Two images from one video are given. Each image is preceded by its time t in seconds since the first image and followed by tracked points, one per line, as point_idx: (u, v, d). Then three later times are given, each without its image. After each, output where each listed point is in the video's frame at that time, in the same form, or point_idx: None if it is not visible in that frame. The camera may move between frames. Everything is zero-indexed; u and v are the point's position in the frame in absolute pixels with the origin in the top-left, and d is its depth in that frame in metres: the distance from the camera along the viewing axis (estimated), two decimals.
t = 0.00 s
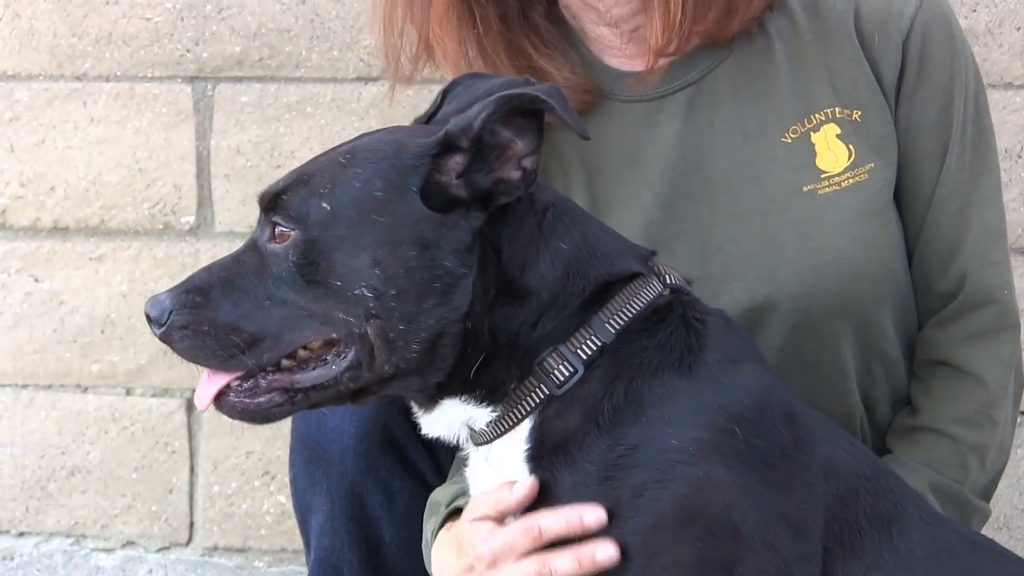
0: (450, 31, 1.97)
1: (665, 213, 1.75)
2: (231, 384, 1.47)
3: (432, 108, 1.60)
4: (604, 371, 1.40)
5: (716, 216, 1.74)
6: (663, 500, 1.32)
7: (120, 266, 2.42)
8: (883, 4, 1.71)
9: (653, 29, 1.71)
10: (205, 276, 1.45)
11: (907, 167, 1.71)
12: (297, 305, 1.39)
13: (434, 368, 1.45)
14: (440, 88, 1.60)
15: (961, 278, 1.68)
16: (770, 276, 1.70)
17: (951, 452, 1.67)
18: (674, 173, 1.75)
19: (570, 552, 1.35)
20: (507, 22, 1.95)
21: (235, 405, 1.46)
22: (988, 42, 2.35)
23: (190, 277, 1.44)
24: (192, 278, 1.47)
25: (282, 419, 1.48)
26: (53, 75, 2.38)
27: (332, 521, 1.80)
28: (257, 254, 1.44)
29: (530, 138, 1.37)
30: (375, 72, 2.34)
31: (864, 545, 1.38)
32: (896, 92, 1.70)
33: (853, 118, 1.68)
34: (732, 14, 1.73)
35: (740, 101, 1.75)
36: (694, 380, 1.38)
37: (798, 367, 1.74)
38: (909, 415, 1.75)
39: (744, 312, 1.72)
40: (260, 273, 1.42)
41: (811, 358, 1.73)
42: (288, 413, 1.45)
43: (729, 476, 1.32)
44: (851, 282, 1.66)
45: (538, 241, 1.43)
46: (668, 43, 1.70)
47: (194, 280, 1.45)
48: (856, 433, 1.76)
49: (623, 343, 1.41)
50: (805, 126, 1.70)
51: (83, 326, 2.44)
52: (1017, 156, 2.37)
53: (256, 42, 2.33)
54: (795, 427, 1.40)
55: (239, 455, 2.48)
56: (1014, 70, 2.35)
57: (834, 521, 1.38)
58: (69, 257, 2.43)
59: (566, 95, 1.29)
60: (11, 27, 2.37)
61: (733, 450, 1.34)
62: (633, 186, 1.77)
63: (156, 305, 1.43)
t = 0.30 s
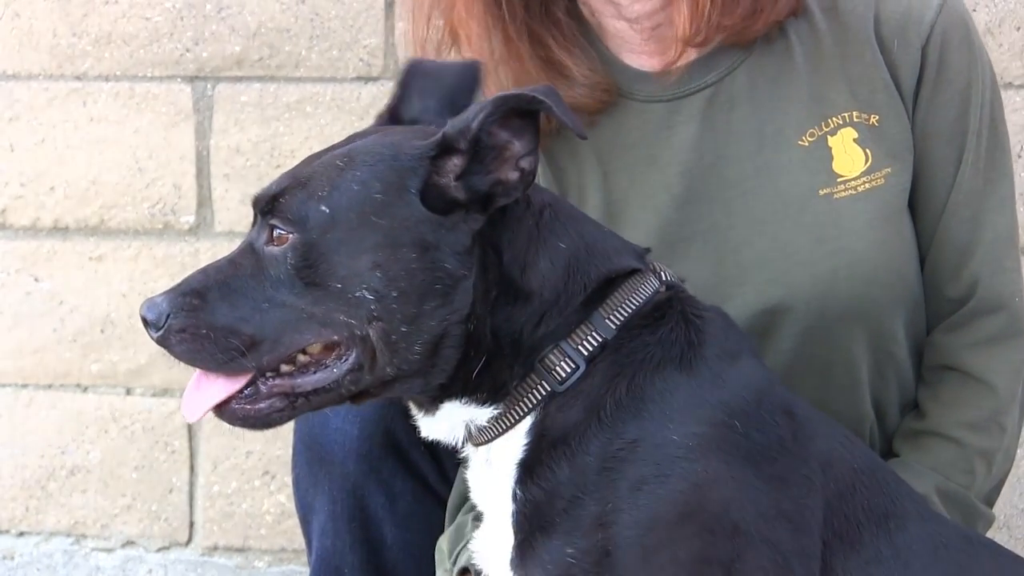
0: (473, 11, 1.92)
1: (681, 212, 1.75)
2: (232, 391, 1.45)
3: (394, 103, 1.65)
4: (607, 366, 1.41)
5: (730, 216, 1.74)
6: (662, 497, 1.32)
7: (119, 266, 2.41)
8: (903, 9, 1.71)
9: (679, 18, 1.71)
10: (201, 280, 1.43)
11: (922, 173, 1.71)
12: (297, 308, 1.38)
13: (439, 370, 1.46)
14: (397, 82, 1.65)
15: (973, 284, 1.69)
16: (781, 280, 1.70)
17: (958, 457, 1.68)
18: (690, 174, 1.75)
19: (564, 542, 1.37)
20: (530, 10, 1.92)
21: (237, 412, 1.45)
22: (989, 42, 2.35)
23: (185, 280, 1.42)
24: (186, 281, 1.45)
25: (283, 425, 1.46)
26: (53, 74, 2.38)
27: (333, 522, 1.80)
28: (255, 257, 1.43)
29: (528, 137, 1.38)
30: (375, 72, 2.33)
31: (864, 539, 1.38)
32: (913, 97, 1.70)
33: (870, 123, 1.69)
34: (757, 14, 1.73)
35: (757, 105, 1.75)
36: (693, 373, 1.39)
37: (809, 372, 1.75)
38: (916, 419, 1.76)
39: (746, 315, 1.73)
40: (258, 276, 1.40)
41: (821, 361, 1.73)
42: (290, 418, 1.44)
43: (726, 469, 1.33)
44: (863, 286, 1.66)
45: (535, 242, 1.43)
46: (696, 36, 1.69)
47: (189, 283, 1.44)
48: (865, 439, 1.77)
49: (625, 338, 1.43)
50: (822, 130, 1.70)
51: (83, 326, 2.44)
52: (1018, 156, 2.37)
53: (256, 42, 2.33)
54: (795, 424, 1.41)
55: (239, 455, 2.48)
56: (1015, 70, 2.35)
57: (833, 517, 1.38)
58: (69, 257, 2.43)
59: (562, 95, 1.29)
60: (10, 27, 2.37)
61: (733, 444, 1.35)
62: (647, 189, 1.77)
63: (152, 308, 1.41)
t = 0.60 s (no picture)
0: None
1: (696, 214, 1.75)
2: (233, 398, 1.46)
3: (360, 105, 1.62)
4: (603, 360, 1.41)
5: (746, 217, 1.74)
6: (658, 487, 1.32)
7: (120, 266, 2.42)
8: (921, 8, 1.71)
9: (707, 14, 1.69)
10: (197, 285, 1.43)
11: (937, 175, 1.71)
12: (295, 311, 1.39)
13: (436, 368, 1.46)
14: (358, 84, 1.61)
15: (984, 286, 1.69)
16: (797, 278, 1.70)
17: (966, 459, 1.69)
18: (707, 173, 1.74)
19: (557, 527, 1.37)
20: None
21: (239, 418, 1.45)
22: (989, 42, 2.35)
23: (182, 286, 1.43)
24: (183, 285, 1.45)
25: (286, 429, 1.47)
26: (53, 75, 2.38)
27: (341, 522, 1.81)
28: (250, 260, 1.43)
29: (519, 132, 1.38)
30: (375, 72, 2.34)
31: (856, 537, 1.38)
32: (930, 97, 1.70)
33: (887, 123, 1.69)
34: (782, 14, 1.73)
35: (774, 105, 1.75)
36: (690, 369, 1.40)
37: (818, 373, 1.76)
38: (924, 420, 1.76)
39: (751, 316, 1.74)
40: (255, 278, 1.41)
41: (833, 363, 1.73)
42: (293, 421, 1.45)
43: (720, 468, 1.34)
44: (879, 288, 1.66)
45: (529, 237, 1.43)
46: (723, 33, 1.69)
47: (186, 287, 1.44)
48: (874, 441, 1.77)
49: (621, 333, 1.43)
50: (839, 130, 1.71)
51: (83, 327, 2.44)
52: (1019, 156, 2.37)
53: (256, 42, 2.33)
54: (788, 420, 1.41)
55: (239, 455, 2.48)
56: (1015, 70, 2.35)
57: (826, 514, 1.38)
58: (70, 257, 2.43)
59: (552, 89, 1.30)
60: (11, 28, 2.37)
61: (727, 442, 1.36)
62: (663, 189, 1.77)
63: (150, 314, 1.42)
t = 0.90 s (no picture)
0: None
1: (693, 212, 1.75)
2: (234, 414, 1.47)
3: (348, 114, 1.62)
4: (602, 354, 1.41)
5: (742, 217, 1.74)
6: (662, 484, 1.32)
7: (120, 266, 2.41)
8: (920, 9, 1.71)
9: (712, 17, 1.71)
10: (190, 302, 1.44)
11: (933, 174, 1.72)
12: (284, 322, 1.39)
13: (429, 371, 1.47)
14: (345, 93, 1.61)
15: (982, 287, 1.69)
16: (793, 278, 1.70)
17: (964, 459, 1.68)
18: (703, 173, 1.74)
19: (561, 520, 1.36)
20: None
21: (240, 433, 1.46)
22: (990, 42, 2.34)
23: (173, 305, 1.44)
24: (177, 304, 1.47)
25: (288, 442, 1.48)
26: (53, 75, 2.38)
27: (338, 516, 1.80)
28: (239, 275, 1.44)
29: (500, 133, 1.38)
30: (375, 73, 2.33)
31: (860, 535, 1.38)
32: (927, 98, 1.71)
33: (883, 124, 1.69)
34: (787, 16, 1.73)
35: (771, 105, 1.75)
36: (693, 361, 1.40)
37: (815, 374, 1.76)
38: (922, 421, 1.76)
39: (749, 315, 1.74)
40: (244, 293, 1.42)
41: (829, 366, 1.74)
42: (293, 433, 1.46)
43: (725, 464, 1.33)
44: (871, 287, 1.66)
45: (523, 236, 1.43)
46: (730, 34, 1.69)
47: (179, 306, 1.45)
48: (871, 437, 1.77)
49: (622, 323, 1.43)
50: (835, 130, 1.71)
51: (83, 326, 2.44)
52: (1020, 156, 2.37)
53: (256, 41, 2.33)
54: (791, 418, 1.41)
55: (239, 455, 2.48)
56: (1016, 70, 2.35)
57: (830, 513, 1.38)
58: (70, 257, 2.43)
59: (530, 89, 1.29)
60: (11, 28, 2.37)
61: (729, 438, 1.35)
62: (659, 187, 1.77)
63: (144, 335, 1.43)
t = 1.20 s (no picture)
0: None
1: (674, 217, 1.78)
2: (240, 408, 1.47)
3: (367, 112, 1.63)
4: (609, 353, 1.41)
5: (728, 220, 1.76)
6: (672, 484, 1.32)
7: (119, 265, 2.41)
8: (897, 9, 1.73)
9: (685, 25, 1.74)
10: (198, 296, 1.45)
11: (916, 173, 1.73)
12: (293, 316, 1.39)
13: (437, 367, 1.47)
14: (367, 90, 1.63)
15: (971, 283, 1.71)
16: (779, 283, 1.72)
17: (957, 455, 1.69)
18: (684, 176, 1.77)
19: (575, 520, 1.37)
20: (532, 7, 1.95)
21: (245, 427, 1.46)
22: (989, 42, 2.35)
23: (181, 297, 1.44)
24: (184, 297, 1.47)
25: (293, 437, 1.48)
26: (53, 74, 2.38)
27: (337, 523, 1.82)
28: (248, 268, 1.44)
29: (514, 132, 1.38)
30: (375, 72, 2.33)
31: (868, 533, 1.39)
32: (908, 98, 1.72)
33: (863, 124, 1.71)
34: (762, 23, 1.77)
35: (750, 108, 1.77)
36: (700, 361, 1.40)
37: (807, 372, 1.77)
38: (915, 418, 1.77)
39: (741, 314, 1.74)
40: (253, 286, 1.42)
41: (821, 365, 1.75)
42: (299, 428, 1.45)
43: (734, 463, 1.34)
44: (858, 288, 1.68)
45: (528, 235, 1.43)
46: (702, 41, 1.73)
47: (187, 300, 1.45)
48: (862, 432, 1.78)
49: (628, 324, 1.43)
50: (815, 132, 1.73)
51: (83, 326, 2.44)
52: (1017, 156, 2.37)
53: (256, 41, 2.33)
54: (798, 415, 1.41)
55: (239, 455, 2.48)
56: (1015, 70, 2.35)
57: (838, 512, 1.39)
58: (69, 256, 2.43)
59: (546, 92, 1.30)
60: (10, 28, 2.37)
61: (739, 437, 1.36)
62: (639, 194, 1.80)
63: (150, 328, 1.43)
